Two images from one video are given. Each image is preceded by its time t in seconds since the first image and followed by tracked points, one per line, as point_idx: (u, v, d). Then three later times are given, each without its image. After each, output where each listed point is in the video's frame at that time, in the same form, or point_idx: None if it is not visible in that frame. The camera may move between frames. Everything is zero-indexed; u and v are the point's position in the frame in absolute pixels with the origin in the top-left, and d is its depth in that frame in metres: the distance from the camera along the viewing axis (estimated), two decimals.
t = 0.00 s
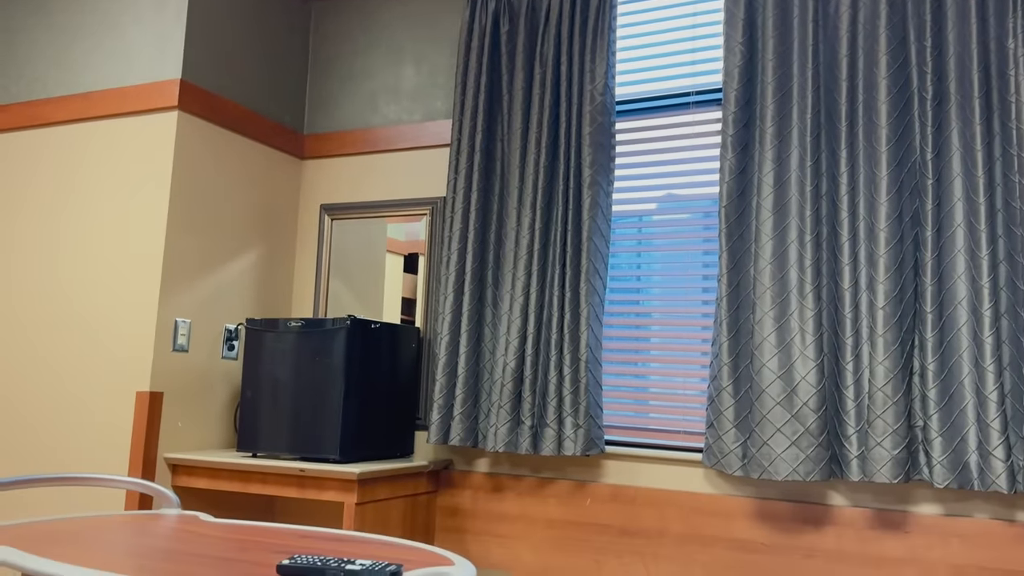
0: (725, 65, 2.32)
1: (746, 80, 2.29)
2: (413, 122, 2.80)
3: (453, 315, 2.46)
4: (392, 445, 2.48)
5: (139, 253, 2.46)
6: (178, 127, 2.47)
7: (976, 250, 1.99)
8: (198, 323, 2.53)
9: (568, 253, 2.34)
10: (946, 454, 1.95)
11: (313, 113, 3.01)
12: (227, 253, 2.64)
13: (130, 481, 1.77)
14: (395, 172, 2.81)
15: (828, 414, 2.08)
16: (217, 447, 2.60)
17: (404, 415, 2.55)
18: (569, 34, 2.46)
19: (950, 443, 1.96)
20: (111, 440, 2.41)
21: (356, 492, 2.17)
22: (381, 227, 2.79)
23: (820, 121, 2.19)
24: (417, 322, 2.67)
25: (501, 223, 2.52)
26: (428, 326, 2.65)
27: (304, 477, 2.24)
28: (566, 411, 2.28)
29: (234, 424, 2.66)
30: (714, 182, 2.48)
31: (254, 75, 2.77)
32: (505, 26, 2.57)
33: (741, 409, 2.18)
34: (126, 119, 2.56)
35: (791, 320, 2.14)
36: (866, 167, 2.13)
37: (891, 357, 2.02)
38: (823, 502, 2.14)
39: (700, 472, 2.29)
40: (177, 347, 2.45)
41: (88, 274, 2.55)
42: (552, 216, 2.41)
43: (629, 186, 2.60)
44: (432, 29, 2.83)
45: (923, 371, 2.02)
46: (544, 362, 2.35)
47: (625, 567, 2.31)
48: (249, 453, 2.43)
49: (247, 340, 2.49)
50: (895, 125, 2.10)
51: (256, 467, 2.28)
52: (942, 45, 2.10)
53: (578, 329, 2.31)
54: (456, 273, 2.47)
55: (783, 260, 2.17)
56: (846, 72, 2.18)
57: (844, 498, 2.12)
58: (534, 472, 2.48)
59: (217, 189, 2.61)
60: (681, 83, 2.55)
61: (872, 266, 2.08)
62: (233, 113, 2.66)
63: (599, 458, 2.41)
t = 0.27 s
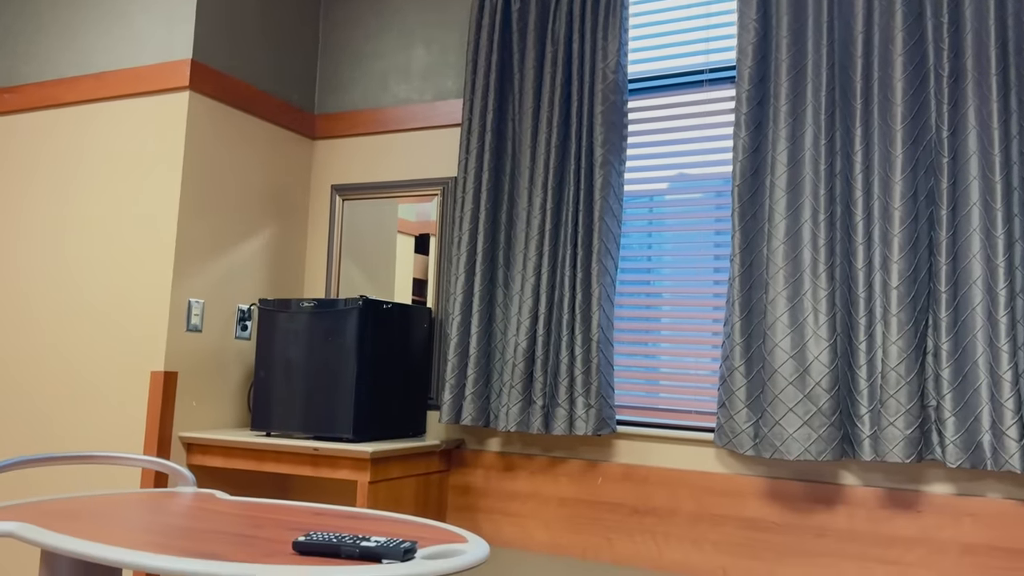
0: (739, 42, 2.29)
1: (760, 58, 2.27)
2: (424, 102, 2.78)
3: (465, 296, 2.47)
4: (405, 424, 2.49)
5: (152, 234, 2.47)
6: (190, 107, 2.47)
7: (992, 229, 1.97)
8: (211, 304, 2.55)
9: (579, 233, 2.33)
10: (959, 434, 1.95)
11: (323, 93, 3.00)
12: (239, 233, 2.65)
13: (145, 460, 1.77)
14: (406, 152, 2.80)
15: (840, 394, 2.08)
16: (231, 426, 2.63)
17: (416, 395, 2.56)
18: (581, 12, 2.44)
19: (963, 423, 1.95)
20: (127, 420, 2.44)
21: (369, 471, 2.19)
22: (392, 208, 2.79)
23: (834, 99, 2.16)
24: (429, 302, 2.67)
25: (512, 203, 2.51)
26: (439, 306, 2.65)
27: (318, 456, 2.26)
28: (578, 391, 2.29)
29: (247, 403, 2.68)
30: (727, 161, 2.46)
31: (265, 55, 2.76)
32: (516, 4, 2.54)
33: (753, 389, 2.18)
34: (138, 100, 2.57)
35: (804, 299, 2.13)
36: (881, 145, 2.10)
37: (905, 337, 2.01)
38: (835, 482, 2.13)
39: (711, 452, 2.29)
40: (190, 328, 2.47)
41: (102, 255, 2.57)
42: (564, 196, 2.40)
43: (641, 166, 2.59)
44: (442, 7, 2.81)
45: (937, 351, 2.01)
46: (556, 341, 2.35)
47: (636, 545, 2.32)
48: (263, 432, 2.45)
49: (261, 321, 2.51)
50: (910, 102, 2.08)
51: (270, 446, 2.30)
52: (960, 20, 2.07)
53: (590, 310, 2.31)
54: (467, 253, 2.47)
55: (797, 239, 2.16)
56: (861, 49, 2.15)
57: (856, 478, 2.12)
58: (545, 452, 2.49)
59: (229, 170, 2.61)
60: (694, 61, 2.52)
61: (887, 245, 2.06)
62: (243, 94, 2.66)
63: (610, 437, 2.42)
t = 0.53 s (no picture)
0: (752, 22, 2.27)
1: (772, 38, 2.25)
2: (434, 84, 2.77)
3: (475, 279, 2.47)
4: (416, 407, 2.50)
5: (163, 218, 2.47)
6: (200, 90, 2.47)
7: (1007, 210, 1.96)
8: (223, 287, 2.56)
9: (590, 216, 2.32)
10: (972, 416, 1.94)
11: (333, 76, 2.99)
12: (250, 217, 2.66)
13: (157, 441, 1.78)
14: (416, 135, 2.79)
15: (852, 376, 2.07)
16: (244, 408, 2.64)
17: (427, 378, 2.57)
18: None
19: (975, 405, 1.95)
20: (140, 402, 2.46)
21: (381, 453, 2.21)
22: (402, 191, 2.79)
23: (848, 80, 2.14)
24: (439, 285, 2.68)
25: (523, 186, 2.50)
26: (450, 290, 2.65)
27: (331, 438, 2.27)
28: (588, 374, 2.29)
29: (260, 386, 2.69)
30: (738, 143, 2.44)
31: (274, 38, 2.75)
32: None
33: (764, 371, 2.18)
34: (148, 84, 2.57)
35: (816, 282, 2.12)
36: (894, 126, 2.08)
37: (918, 319, 2.00)
38: (846, 464, 2.14)
39: (722, 435, 2.29)
40: (203, 311, 2.48)
41: (114, 238, 2.58)
42: (574, 179, 2.39)
43: (651, 147, 2.58)
44: None
45: (950, 333, 2.00)
46: (567, 324, 2.35)
47: (646, 527, 2.33)
48: (275, 415, 2.47)
49: (272, 304, 2.51)
50: (925, 83, 2.05)
51: (283, 428, 2.31)
52: None
53: (600, 293, 2.30)
54: (477, 237, 2.47)
55: (809, 221, 2.15)
56: (875, 29, 2.13)
57: (867, 460, 2.12)
58: (556, 434, 2.50)
59: (239, 153, 2.61)
60: (706, 42, 2.50)
61: (900, 227, 2.05)
62: (253, 77, 2.65)
63: (621, 420, 2.42)
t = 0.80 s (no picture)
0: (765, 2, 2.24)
1: (785, 18, 2.22)
2: (443, 66, 2.76)
3: (486, 262, 2.47)
4: (427, 389, 2.52)
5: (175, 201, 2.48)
6: (210, 73, 2.47)
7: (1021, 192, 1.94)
8: (234, 270, 2.57)
9: (600, 198, 2.31)
10: (984, 399, 1.93)
11: (342, 58, 2.98)
12: (261, 200, 2.66)
13: (175, 423, 1.78)
14: (425, 117, 2.78)
15: (864, 359, 2.07)
16: (256, 391, 2.66)
17: (438, 360, 2.57)
18: None
19: (988, 387, 1.94)
20: (154, 385, 2.48)
21: (393, 435, 2.22)
22: (412, 174, 2.78)
23: (862, 60, 2.12)
24: (450, 268, 2.68)
25: (533, 169, 2.49)
26: (460, 273, 2.65)
27: (342, 420, 2.29)
28: (598, 356, 2.29)
29: (272, 368, 2.71)
30: (750, 124, 2.42)
31: (283, 20, 2.74)
32: None
33: (775, 354, 2.17)
34: (158, 67, 2.57)
35: (828, 265, 2.11)
36: (908, 106, 2.06)
37: (931, 301, 1.98)
38: (857, 446, 2.14)
39: (732, 417, 2.29)
40: (214, 294, 2.49)
41: (125, 222, 2.59)
42: (584, 161, 2.38)
43: (662, 129, 2.56)
44: None
45: (962, 316, 1.99)
46: (577, 307, 2.35)
47: (656, 509, 2.34)
48: (287, 397, 2.48)
49: (283, 287, 2.52)
50: (940, 63, 2.03)
51: (295, 410, 2.33)
52: None
53: (611, 275, 2.30)
54: (487, 220, 2.47)
55: (822, 203, 2.13)
56: (890, 8, 2.10)
57: (878, 443, 2.11)
58: (566, 417, 2.51)
59: (249, 137, 2.61)
60: (718, 21, 2.47)
61: (913, 209, 2.03)
62: (262, 60, 2.65)
63: (631, 402, 2.42)
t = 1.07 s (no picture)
0: None
1: None
2: (453, 47, 2.74)
3: (496, 245, 2.46)
4: (437, 372, 2.52)
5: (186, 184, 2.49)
6: (219, 56, 2.46)
7: None
8: (245, 254, 2.58)
9: (611, 180, 2.31)
10: (996, 381, 1.93)
11: (351, 40, 2.97)
12: (272, 183, 2.66)
13: (189, 405, 1.79)
14: (435, 100, 2.78)
15: (876, 341, 2.06)
16: (268, 373, 2.68)
17: (449, 343, 2.58)
18: None
19: (1000, 369, 1.93)
20: (166, 367, 2.49)
21: (404, 417, 2.23)
22: (422, 157, 2.78)
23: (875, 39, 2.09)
24: (460, 251, 2.68)
25: (543, 151, 2.48)
26: (470, 256, 2.65)
27: (353, 402, 2.30)
28: (609, 339, 2.29)
29: (283, 351, 2.72)
30: (762, 105, 2.41)
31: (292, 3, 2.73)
32: None
33: (787, 336, 2.17)
34: (168, 50, 2.57)
35: (840, 246, 2.10)
36: (922, 86, 2.04)
37: (944, 283, 1.97)
38: (868, 429, 2.14)
39: (743, 399, 2.29)
40: (226, 277, 2.50)
41: (136, 205, 2.60)
42: (595, 143, 2.37)
43: (673, 110, 2.55)
44: None
45: (975, 297, 1.98)
46: (587, 289, 2.35)
47: (666, 491, 2.35)
48: (299, 379, 2.50)
49: (294, 270, 2.53)
50: (955, 42, 2.01)
51: (307, 392, 2.34)
52: None
53: (621, 258, 2.29)
54: (497, 202, 2.46)
55: (834, 184, 2.12)
56: None
57: (889, 425, 2.11)
58: (576, 399, 2.51)
59: (259, 120, 2.61)
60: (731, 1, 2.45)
61: (926, 189, 2.02)
62: (271, 42, 2.64)
63: (641, 385, 2.43)
